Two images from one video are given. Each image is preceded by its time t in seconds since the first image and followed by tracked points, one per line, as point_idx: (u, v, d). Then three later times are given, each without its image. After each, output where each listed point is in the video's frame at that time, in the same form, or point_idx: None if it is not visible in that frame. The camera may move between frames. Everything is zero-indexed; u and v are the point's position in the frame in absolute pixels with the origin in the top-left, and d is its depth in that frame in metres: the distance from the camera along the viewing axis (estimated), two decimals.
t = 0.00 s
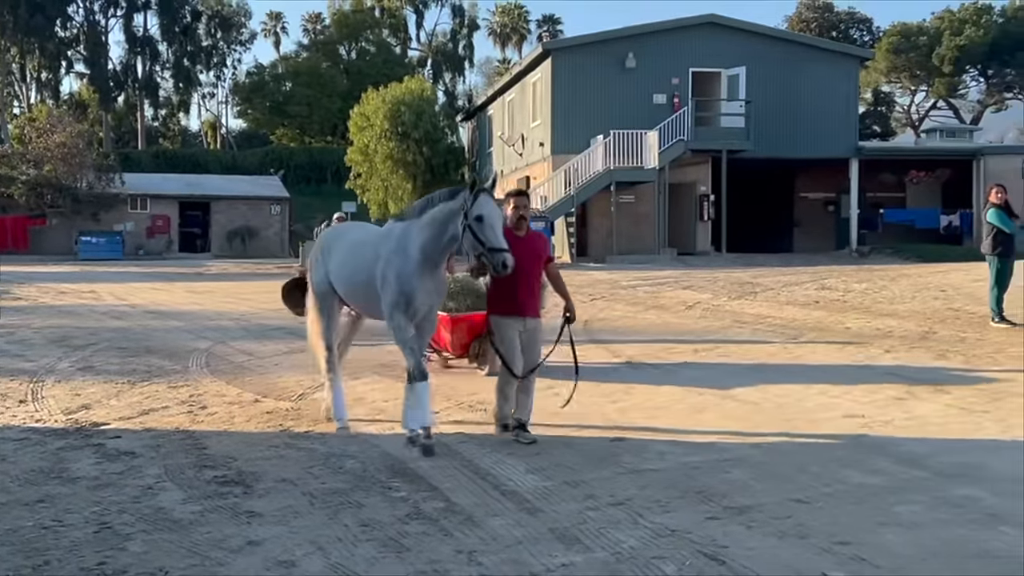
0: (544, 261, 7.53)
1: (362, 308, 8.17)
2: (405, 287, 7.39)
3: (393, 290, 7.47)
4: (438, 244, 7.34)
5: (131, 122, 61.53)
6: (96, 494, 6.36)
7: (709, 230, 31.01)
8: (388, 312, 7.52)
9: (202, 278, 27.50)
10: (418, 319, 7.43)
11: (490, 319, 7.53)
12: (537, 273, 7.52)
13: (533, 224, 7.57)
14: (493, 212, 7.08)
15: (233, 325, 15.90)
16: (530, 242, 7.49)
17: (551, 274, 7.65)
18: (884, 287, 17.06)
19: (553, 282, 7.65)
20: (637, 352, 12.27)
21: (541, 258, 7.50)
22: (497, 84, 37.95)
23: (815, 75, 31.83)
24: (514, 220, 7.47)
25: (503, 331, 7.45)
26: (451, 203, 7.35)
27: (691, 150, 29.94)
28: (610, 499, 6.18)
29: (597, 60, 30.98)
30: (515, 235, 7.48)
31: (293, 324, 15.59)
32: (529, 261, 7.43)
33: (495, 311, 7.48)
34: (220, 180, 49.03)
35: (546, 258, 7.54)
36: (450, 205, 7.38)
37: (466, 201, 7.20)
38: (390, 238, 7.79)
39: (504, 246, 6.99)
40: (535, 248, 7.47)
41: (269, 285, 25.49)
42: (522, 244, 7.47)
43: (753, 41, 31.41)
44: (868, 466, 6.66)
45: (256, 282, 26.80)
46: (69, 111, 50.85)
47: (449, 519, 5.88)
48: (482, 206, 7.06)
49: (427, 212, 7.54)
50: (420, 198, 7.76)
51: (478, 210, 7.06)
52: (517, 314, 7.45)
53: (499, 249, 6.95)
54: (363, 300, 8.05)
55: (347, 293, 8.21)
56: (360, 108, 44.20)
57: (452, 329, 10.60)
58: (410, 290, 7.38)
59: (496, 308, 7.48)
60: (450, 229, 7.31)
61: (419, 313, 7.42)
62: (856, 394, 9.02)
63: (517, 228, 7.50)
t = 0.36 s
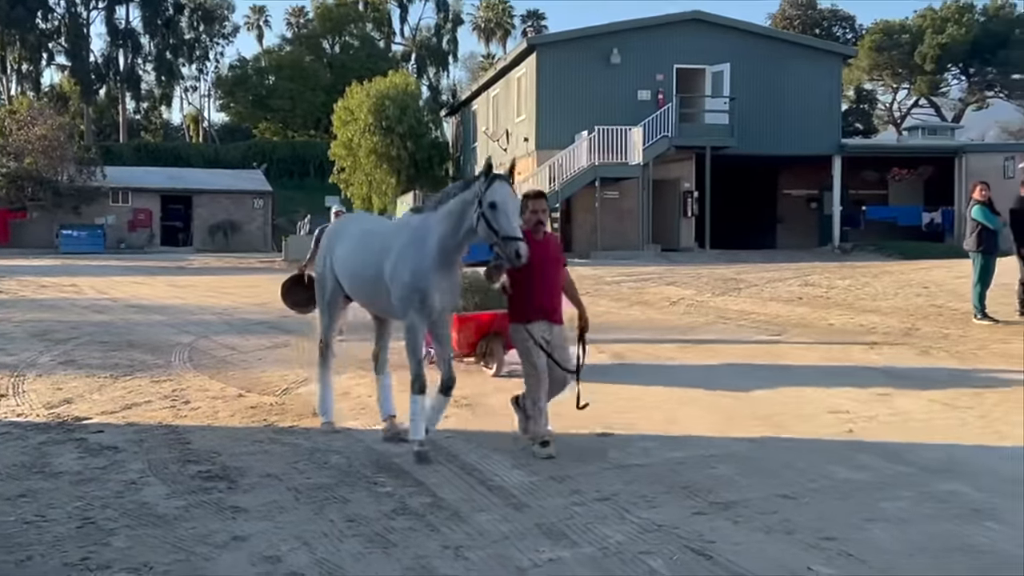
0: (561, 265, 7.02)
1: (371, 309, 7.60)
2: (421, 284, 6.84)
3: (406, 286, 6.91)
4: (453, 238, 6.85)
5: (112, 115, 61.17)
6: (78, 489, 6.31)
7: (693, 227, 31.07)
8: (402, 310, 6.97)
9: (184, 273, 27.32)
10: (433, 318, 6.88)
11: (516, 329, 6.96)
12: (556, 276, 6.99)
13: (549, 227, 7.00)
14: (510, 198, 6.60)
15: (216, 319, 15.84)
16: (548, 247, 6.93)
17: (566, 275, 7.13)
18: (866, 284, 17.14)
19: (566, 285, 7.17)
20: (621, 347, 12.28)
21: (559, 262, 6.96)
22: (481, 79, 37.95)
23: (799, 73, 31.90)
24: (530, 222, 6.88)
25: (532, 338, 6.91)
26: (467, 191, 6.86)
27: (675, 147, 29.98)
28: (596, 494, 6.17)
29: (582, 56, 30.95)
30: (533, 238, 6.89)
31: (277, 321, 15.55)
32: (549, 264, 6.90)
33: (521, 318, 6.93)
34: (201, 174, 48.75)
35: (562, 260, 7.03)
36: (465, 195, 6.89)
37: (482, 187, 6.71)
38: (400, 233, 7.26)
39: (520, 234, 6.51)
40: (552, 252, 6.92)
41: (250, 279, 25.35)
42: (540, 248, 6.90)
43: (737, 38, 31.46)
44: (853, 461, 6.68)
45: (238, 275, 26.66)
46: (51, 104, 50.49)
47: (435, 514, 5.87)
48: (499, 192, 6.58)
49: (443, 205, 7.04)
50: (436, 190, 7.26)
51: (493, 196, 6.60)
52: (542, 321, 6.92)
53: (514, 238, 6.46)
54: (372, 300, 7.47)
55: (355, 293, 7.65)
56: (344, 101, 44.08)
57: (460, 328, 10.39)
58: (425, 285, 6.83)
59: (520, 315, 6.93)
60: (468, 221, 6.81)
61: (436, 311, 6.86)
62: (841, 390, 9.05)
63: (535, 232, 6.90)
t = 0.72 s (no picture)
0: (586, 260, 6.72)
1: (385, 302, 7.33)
2: (436, 282, 6.56)
3: (420, 284, 6.66)
4: (474, 233, 6.51)
5: (92, 103, 60.77)
6: (58, 479, 6.25)
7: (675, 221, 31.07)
8: (414, 305, 6.72)
9: (164, 262, 27.16)
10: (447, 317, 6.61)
11: (532, 325, 6.76)
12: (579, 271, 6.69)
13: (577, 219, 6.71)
14: (538, 195, 6.25)
15: (197, 309, 15.78)
16: (573, 241, 6.64)
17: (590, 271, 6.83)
18: (847, 278, 17.20)
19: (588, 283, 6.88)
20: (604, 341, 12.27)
21: (583, 256, 6.66)
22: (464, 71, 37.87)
23: (782, 68, 31.95)
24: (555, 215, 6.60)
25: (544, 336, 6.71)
26: (490, 185, 6.50)
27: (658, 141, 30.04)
28: (580, 486, 6.17)
29: (565, 49, 30.94)
30: (558, 232, 6.61)
31: (258, 311, 15.50)
32: (572, 261, 6.61)
33: (538, 315, 6.71)
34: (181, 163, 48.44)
35: (587, 256, 6.72)
36: (487, 189, 6.54)
37: (505, 185, 6.36)
38: (421, 226, 6.95)
39: (546, 237, 6.18)
40: (577, 246, 6.63)
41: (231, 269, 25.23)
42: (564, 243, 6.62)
43: (720, 32, 31.50)
44: (834, 455, 6.71)
45: (219, 265, 26.55)
46: (29, 92, 50.06)
47: (418, 505, 5.85)
48: (526, 188, 6.23)
49: (466, 198, 6.70)
50: (460, 181, 6.91)
51: (519, 195, 6.25)
52: (559, 321, 6.67)
53: (539, 240, 6.14)
54: (386, 293, 7.22)
55: (368, 282, 7.39)
56: (326, 92, 43.92)
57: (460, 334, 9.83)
58: (438, 285, 6.56)
59: (537, 313, 6.71)
60: (490, 217, 6.49)
61: (447, 311, 6.59)
62: (822, 384, 9.07)
63: (560, 224, 6.62)
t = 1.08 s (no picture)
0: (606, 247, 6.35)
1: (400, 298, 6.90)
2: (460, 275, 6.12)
3: (444, 278, 6.20)
4: (500, 227, 6.09)
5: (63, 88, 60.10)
6: (28, 466, 6.19)
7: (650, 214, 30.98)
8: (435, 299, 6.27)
9: (135, 249, 26.94)
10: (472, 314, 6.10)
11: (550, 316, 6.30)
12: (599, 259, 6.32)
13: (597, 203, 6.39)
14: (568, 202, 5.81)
15: (169, 296, 15.67)
16: (592, 224, 6.31)
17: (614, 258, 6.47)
18: (820, 272, 17.31)
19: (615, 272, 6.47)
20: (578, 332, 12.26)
21: (604, 243, 6.32)
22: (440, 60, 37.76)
23: (757, 61, 32.06)
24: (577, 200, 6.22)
25: (565, 326, 6.23)
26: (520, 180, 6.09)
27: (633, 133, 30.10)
28: (555, 477, 6.17)
29: (541, 40, 30.92)
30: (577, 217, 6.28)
31: (231, 300, 15.41)
32: (592, 247, 6.27)
33: (558, 302, 6.23)
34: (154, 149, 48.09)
35: (608, 243, 6.37)
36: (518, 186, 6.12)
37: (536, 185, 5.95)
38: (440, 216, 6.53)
39: (577, 245, 5.73)
40: (597, 232, 6.29)
41: (203, 257, 25.07)
42: (584, 227, 6.31)
43: (696, 25, 31.60)
44: (806, 446, 6.75)
45: (190, 253, 26.36)
46: None
47: (392, 496, 5.84)
48: (556, 196, 5.81)
49: (490, 190, 6.29)
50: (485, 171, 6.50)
51: (550, 200, 5.81)
52: (579, 308, 6.20)
53: (571, 250, 5.70)
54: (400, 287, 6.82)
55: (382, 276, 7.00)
56: (300, 80, 43.76)
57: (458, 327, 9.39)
58: (468, 277, 6.09)
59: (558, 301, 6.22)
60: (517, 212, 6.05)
61: (473, 305, 6.10)
62: (794, 378, 9.11)
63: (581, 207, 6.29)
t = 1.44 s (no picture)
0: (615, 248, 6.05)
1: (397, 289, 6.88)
2: (468, 268, 6.12)
3: (448, 268, 6.21)
4: (501, 215, 6.10)
5: (24, 74, 59.25)
6: None
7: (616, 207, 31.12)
8: (445, 294, 6.26)
9: (97, 237, 26.66)
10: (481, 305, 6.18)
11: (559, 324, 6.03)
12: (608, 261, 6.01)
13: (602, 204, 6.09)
14: (562, 174, 5.78)
15: (133, 285, 15.53)
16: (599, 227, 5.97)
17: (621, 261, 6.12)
18: (784, 266, 17.44)
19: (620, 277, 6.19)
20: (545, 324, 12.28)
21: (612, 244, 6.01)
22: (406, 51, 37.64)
23: (723, 55, 32.21)
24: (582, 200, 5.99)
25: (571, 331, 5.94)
26: (517, 162, 6.06)
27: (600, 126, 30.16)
28: (521, 469, 6.19)
29: (508, 32, 30.89)
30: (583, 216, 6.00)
31: (195, 289, 15.27)
32: (599, 245, 5.95)
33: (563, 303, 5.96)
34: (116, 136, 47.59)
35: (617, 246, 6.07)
36: (514, 168, 6.09)
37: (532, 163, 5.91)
38: (439, 206, 6.50)
39: (571, 222, 5.66)
40: (603, 232, 5.96)
41: (165, 245, 24.86)
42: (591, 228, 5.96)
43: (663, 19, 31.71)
44: (770, 439, 6.82)
45: (152, 241, 26.13)
46: None
47: (358, 487, 5.82)
48: (552, 169, 5.77)
49: (489, 175, 6.26)
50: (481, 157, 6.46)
51: (544, 174, 5.80)
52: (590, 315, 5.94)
53: (564, 226, 5.63)
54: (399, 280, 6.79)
55: (377, 265, 6.93)
56: (266, 67, 43.47)
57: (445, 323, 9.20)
58: (475, 268, 6.11)
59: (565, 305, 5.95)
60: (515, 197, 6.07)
61: (486, 299, 6.17)
62: (759, 372, 9.18)
63: (587, 210, 6.01)
